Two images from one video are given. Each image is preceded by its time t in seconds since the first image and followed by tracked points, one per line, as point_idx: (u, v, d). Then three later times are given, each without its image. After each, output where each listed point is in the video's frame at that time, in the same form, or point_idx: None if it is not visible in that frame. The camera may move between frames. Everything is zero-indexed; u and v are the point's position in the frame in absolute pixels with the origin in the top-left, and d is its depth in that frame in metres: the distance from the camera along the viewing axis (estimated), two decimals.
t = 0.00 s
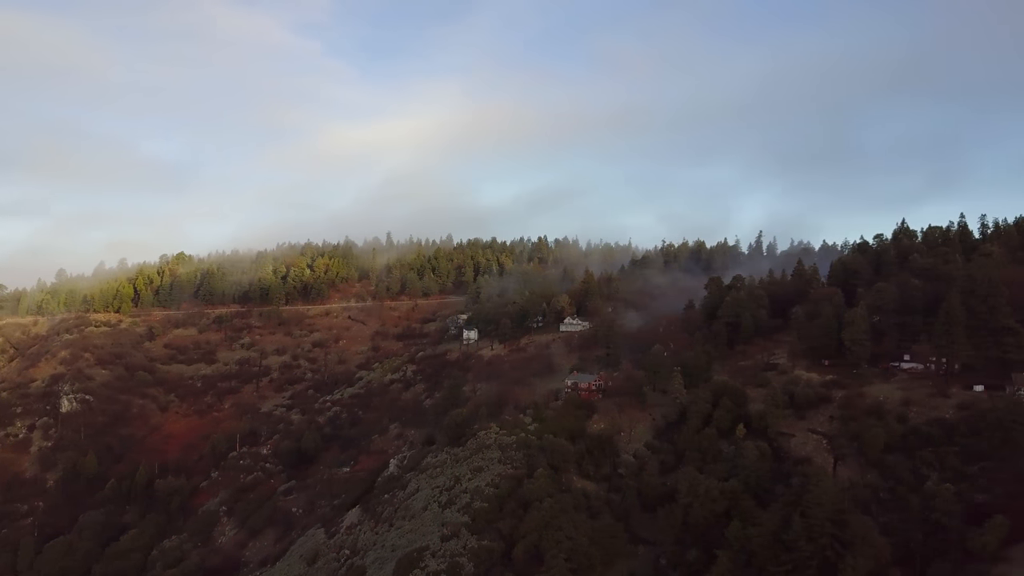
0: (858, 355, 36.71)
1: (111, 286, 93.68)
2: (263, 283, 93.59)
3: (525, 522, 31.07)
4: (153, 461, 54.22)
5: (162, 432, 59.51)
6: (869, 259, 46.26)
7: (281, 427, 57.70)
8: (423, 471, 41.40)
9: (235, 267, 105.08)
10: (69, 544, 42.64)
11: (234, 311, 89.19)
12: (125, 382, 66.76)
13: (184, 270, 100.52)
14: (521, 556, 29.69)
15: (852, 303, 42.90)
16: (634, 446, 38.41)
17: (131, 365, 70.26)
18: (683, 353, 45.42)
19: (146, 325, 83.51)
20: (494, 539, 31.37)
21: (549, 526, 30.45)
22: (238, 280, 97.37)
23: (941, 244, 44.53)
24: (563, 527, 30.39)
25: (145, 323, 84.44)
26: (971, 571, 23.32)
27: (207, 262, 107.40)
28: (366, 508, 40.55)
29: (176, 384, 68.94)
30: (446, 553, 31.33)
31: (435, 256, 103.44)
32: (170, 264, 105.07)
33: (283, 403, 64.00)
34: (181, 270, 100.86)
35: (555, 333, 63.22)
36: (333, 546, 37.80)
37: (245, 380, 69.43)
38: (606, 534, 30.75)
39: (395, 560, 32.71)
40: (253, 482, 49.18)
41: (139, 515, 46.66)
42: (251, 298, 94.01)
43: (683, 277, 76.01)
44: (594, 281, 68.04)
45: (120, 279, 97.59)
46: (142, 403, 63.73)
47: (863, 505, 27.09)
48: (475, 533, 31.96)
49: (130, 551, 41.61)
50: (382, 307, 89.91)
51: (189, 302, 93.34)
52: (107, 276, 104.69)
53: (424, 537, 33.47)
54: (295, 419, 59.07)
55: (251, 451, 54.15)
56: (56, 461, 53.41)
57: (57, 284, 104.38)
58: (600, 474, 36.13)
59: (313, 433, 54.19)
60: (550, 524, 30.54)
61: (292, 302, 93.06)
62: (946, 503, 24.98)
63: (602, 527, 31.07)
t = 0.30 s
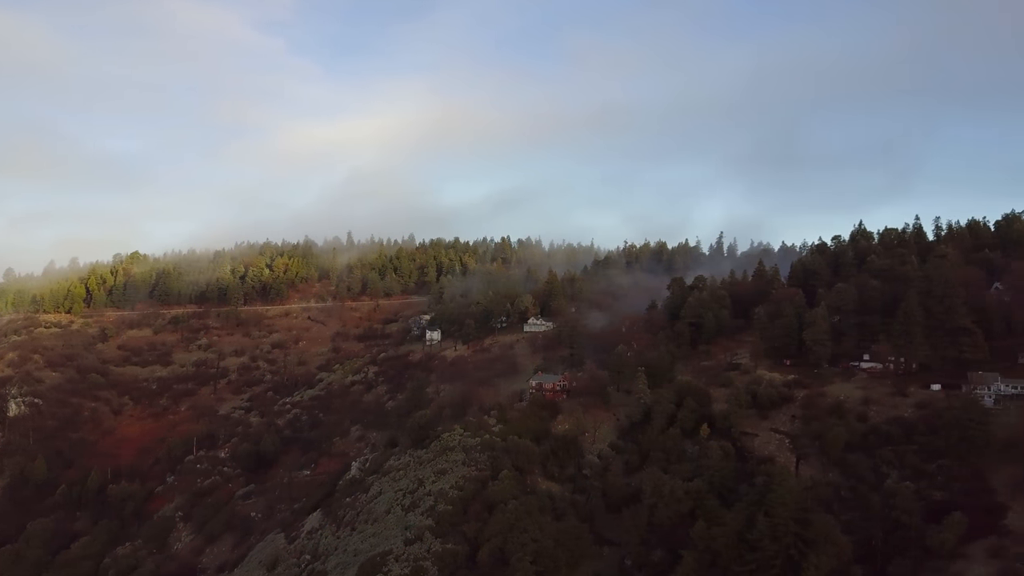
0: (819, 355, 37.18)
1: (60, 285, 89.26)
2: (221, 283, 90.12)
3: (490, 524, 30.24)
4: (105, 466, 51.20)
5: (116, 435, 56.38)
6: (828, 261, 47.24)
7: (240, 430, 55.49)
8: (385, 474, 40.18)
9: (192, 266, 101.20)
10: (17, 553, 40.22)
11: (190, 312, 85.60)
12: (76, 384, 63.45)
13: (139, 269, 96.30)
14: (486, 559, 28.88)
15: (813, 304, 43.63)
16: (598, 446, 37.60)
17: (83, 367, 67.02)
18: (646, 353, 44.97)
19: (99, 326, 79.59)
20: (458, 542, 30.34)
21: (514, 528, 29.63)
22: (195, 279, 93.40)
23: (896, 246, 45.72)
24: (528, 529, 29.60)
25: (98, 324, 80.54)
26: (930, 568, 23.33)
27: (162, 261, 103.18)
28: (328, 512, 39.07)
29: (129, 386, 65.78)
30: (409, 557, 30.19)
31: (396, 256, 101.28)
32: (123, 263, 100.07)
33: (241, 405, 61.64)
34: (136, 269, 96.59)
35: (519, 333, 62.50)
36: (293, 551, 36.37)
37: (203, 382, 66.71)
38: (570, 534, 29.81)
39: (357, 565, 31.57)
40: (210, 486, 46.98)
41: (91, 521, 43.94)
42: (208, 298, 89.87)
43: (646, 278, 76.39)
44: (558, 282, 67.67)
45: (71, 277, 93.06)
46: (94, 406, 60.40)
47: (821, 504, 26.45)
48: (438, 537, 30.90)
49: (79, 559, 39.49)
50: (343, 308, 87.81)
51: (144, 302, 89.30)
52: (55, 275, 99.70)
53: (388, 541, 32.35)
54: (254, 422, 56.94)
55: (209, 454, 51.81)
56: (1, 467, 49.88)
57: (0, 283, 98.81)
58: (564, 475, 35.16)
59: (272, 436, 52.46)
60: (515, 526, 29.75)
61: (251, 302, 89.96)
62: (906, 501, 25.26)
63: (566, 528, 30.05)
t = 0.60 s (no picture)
0: (780, 354, 37.59)
1: (5, 284, 84.45)
2: (176, 282, 86.31)
3: (454, 526, 29.34)
4: (56, 471, 48.13)
5: (66, 440, 53.23)
6: (786, 261, 48.00)
7: (197, 432, 53.16)
8: (347, 477, 38.84)
9: (147, 264, 96.99)
10: None
11: (144, 313, 81.72)
12: (23, 389, 60.12)
13: (91, 267, 91.77)
14: (450, 563, 28.02)
15: (774, 304, 44.18)
16: (563, 447, 36.98)
17: (30, 370, 63.54)
18: (609, 354, 44.58)
19: (48, 328, 75.59)
20: (421, 545, 29.31)
21: (478, 531, 28.86)
22: (151, 278, 89.40)
23: (852, 247, 46.74)
24: (493, 531, 28.89)
25: (46, 326, 76.43)
26: (890, 566, 23.11)
27: (115, 259, 98.68)
28: (288, 516, 37.33)
29: (81, 389, 62.38)
30: (372, 561, 29.14)
31: (357, 255, 99.02)
32: (73, 262, 94.89)
33: (198, 408, 59.07)
34: (87, 267, 92.05)
35: (483, 334, 61.65)
36: (251, 557, 34.72)
37: (158, 384, 63.80)
38: (534, 536, 28.97)
39: (317, 570, 30.18)
40: (166, 491, 44.60)
41: (39, 530, 41.25)
42: (164, 297, 86.02)
43: (608, 278, 76.56)
44: (521, 282, 67.12)
45: (18, 276, 88.13)
46: (42, 410, 57.03)
47: (784, 502, 26.33)
48: (401, 541, 29.79)
49: (24, 570, 37.06)
50: (303, 308, 85.32)
51: (97, 303, 85.07)
52: None
53: (349, 545, 31.11)
54: (211, 424, 54.66)
55: (165, 459, 49.46)
56: None
57: None
58: (529, 476, 34.38)
59: (230, 438, 49.88)
60: (479, 528, 28.99)
61: (208, 302, 86.57)
62: (866, 499, 25.20)
63: (530, 530, 29.23)
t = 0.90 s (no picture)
0: (743, 354, 38.01)
1: None
2: (130, 282, 82.33)
3: (418, 529, 28.31)
4: None
5: (10, 446, 50.13)
6: (748, 262, 48.85)
7: (152, 436, 50.80)
8: (308, 481, 37.41)
9: (98, 262, 92.54)
10: None
11: (96, 313, 77.90)
12: None
13: (39, 267, 86.65)
14: (413, 567, 27.11)
15: (735, 304, 44.69)
16: (527, 448, 36.27)
17: None
18: (572, 354, 44.19)
19: None
20: (384, 550, 28.37)
21: (442, 534, 27.86)
22: (103, 276, 84.85)
23: (810, 249, 47.68)
24: (457, 534, 27.85)
25: None
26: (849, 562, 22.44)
27: (64, 258, 93.95)
28: (247, 521, 35.82)
29: (28, 392, 58.92)
30: (333, 567, 28.16)
31: (317, 254, 96.36)
32: (22, 261, 90.02)
33: (153, 411, 56.45)
34: (36, 266, 87.31)
35: (445, 334, 60.68)
36: (207, 565, 33.03)
37: (110, 387, 60.89)
38: (498, 538, 27.84)
39: None
40: (119, 497, 42.27)
41: None
42: (116, 297, 81.96)
43: (571, 278, 76.51)
44: (484, 283, 66.40)
45: None
46: None
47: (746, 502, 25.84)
48: (364, 545, 28.84)
49: None
50: (261, 309, 82.56)
51: (46, 303, 80.89)
52: None
53: (310, 550, 29.99)
54: (167, 428, 52.29)
55: (118, 463, 47.00)
56: None
57: None
58: (493, 478, 33.71)
59: (187, 442, 47.77)
60: (443, 531, 27.96)
61: (162, 303, 83.00)
62: (828, 499, 26.04)
63: (494, 531, 28.21)
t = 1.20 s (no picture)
0: (706, 354, 38.27)
1: None
2: (81, 282, 78.36)
3: (381, 532, 27.30)
4: None
5: None
6: (709, 263, 49.45)
7: (104, 440, 48.47)
8: (267, 484, 36.05)
9: (47, 261, 88.39)
10: None
11: (46, 314, 74.24)
12: None
13: None
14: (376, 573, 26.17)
15: (698, 303, 45.06)
16: (491, 450, 35.42)
17: None
18: (536, 354, 43.62)
19: None
20: (347, 554, 27.39)
21: (406, 538, 26.89)
22: (52, 276, 81.12)
23: (771, 250, 48.31)
24: (421, 538, 26.95)
25: None
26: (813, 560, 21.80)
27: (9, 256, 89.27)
28: (204, 527, 34.68)
29: None
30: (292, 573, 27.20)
31: (276, 254, 92.82)
32: None
33: (105, 414, 53.72)
34: None
35: (408, 335, 59.46)
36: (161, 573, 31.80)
37: (60, 391, 58.07)
38: (462, 541, 27.06)
39: None
40: (69, 503, 40.36)
41: None
42: (66, 298, 78.39)
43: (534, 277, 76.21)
44: (447, 283, 65.52)
45: None
46: None
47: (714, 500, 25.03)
48: (325, 550, 27.80)
49: None
50: (219, 309, 79.56)
51: None
52: None
53: (271, 556, 29.04)
54: (120, 431, 49.80)
55: (68, 469, 44.86)
56: None
57: None
58: (457, 481, 33.09)
59: (140, 445, 45.59)
60: (407, 535, 26.99)
61: (115, 304, 79.32)
62: (791, 497, 25.94)
63: (458, 535, 27.33)
